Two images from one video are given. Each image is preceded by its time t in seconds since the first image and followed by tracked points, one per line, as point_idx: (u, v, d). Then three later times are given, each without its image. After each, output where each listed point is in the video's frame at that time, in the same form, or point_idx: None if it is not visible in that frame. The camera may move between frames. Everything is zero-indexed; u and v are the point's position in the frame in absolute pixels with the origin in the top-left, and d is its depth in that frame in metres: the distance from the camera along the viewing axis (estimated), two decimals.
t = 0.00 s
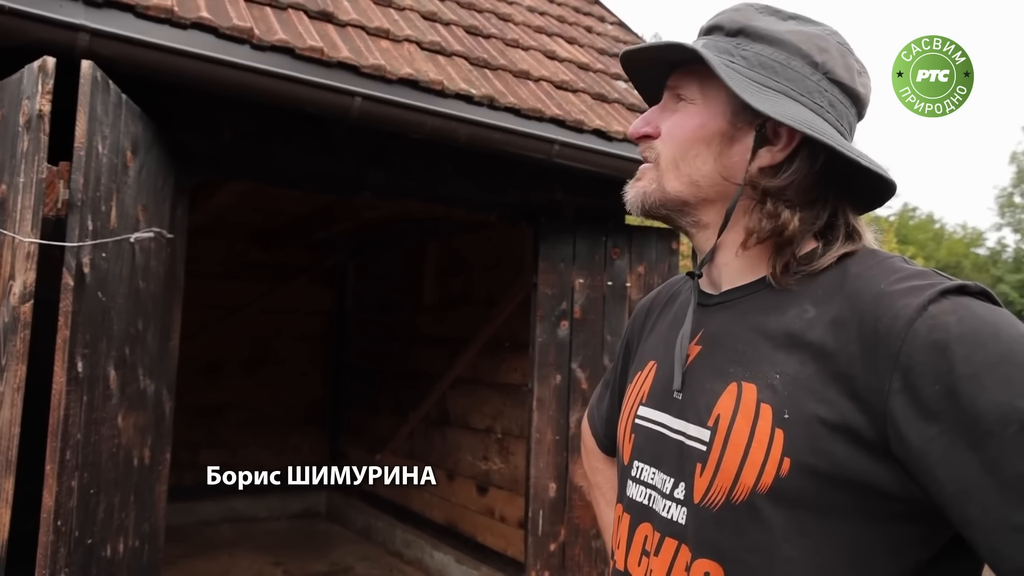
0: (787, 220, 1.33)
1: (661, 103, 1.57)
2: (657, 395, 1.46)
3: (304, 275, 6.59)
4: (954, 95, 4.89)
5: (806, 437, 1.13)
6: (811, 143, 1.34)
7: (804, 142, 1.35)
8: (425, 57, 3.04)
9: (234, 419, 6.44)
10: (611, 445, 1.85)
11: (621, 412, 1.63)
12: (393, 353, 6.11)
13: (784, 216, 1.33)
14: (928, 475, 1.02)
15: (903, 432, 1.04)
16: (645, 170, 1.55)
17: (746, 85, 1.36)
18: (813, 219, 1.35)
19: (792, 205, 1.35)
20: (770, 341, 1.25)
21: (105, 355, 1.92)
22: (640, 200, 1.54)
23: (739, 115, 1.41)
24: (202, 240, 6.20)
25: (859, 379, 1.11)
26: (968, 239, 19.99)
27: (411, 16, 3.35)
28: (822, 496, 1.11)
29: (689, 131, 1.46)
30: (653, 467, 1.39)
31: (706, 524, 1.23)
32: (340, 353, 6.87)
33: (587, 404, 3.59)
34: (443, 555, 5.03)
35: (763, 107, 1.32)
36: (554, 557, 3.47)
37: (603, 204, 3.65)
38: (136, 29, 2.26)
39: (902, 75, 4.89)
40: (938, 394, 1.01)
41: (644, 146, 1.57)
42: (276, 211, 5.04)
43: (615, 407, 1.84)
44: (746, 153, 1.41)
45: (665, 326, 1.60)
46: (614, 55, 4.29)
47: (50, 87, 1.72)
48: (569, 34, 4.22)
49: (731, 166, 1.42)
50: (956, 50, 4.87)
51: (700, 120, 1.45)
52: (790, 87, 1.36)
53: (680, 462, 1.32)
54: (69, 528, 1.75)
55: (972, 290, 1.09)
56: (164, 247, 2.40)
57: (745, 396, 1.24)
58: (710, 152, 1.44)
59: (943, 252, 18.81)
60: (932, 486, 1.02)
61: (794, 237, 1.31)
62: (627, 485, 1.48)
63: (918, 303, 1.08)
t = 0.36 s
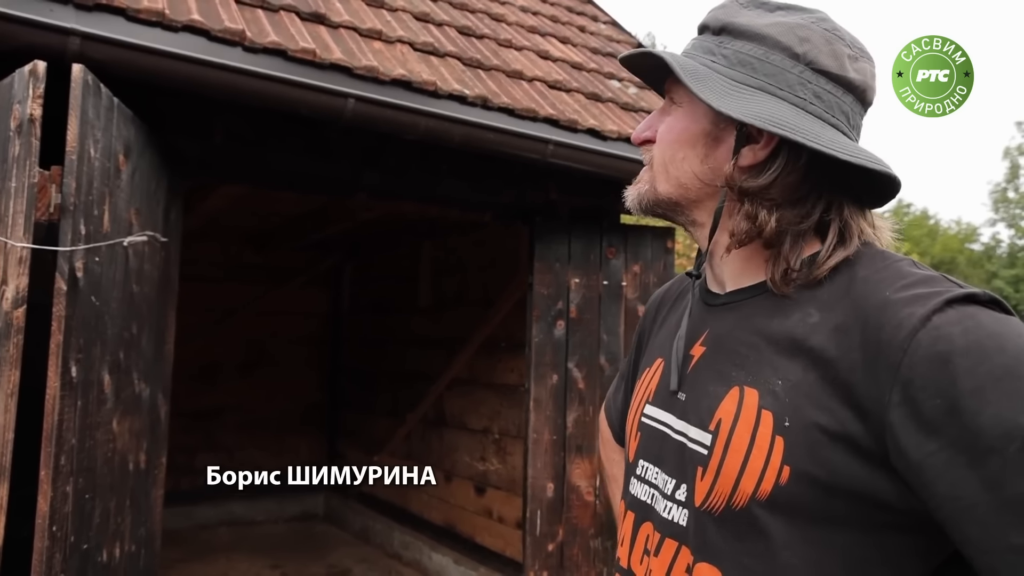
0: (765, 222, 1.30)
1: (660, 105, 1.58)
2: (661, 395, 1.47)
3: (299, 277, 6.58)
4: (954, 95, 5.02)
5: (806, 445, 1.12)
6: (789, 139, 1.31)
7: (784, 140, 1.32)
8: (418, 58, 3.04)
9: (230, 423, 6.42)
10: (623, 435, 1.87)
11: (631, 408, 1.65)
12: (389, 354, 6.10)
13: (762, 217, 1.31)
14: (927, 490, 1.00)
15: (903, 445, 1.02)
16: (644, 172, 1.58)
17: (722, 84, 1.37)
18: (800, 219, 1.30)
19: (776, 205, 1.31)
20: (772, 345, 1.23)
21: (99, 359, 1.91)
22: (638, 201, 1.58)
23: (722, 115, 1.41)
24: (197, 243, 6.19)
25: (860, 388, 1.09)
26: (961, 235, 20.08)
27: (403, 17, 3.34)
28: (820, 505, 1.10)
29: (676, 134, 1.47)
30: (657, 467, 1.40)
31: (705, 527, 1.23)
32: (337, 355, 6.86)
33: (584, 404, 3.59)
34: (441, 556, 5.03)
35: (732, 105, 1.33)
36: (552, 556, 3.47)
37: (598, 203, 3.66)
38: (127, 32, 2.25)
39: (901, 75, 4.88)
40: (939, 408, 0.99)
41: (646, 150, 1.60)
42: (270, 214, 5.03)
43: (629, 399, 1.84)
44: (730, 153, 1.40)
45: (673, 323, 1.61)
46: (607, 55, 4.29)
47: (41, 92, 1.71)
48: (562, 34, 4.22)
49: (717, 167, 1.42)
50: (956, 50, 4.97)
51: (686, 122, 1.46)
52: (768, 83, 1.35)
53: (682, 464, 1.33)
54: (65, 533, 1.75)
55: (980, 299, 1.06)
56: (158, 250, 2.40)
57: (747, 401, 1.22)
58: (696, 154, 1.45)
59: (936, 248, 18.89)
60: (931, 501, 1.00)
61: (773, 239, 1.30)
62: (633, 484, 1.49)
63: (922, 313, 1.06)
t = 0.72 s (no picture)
0: (755, 219, 1.31)
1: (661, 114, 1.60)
2: (666, 387, 1.46)
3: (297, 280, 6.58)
4: (954, 95, 5.05)
5: (807, 442, 1.12)
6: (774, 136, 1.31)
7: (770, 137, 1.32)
8: (414, 59, 3.04)
9: (229, 426, 6.42)
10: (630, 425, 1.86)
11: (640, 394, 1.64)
12: (388, 356, 6.10)
13: (754, 215, 1.31)
14: (930, 488, 1.00)
15: (908, 443, 1.01)
16: (648, 181, 1.59)
17: (707, 87, 1.38)
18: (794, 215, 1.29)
19: (768, 202, 1.31)
20: (777, 341, 1.23)
21: (97, 364, 1.91)
22: (645, 210, 1.59)
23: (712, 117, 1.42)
24: (195, 246, 6.18)
25: (863, 386, 1.08)
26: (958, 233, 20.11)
27: (400, 19, 3.34)
28: (821, 501, 1.11)
29: (673, 138, 1.48)
30: (661, 459, 1.40)
31: (706, 520, 1.24)
32: (336, 357, 6.86)
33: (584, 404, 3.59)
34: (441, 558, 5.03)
35: (714, 105, 1.34)
36: (553, 557, 3.47)
37: (595, 203, 3.66)
38: (122, 35, 2.25)
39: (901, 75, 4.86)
40: (946, 407, 0.98)
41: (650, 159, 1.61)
42: (268, 216, 5.03)
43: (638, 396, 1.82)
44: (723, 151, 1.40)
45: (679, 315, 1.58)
46: (604, 55, 4.29)
47: (37, 96, 1.71)
48: (558, 34, 4.22)
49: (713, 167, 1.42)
50: (956, 52, 5.00)
51: (680, 126, 1.47)
52: (753, 81, 1.35)
53: (686, 458, 1.33)
54: (63, 538, 1.74)
55: (989, 297, 1.05)
56: (155, 254, 2.39)
57: (749, 397, 1.22)
58: (692, 155, 1.45)
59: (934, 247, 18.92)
60: (935, 499, 1.00)
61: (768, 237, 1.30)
62: (639, 472, 1.49)
63: (931, 310, 1.05)
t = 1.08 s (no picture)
0: (748, 222, 1.31)
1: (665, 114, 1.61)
2: (670, 388, 1.44)
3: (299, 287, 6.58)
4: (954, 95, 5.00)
5: (810, 446, 1.11)
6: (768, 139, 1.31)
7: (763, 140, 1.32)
8: (416, 65, 3.04)
9: (231, 433, 6.41)
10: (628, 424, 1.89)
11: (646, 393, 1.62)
12: (391, 362, 6.09)
13: (748, 218, 1.31)
14: (935, 493, 0.99)
15: (911, 448, 1.01)
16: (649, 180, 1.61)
17: (702, 90, 1.39)
18: (789, 216, 1.29)
19: (763, 204, 1.31)
20: (780, 343, 1.22)
21: (100, 372, 1.91)
22: (646, 208, 1.61)
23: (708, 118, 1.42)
24: (196, 253, 6.19)
25: (866, 390, 1.07)
26: (959, 235, 20.07)
27: (400, 25, 3.35)
28: (824, 506, 1.10)
29: (671, 139, 1.50)
30: (666, 461, 1.39)
31: (711, 524, 1.23)
32: (338, 364, 6.85)
33: (587, 409, 3.58)
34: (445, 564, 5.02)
35: (706, 108, 1.34)
36: (557, 564, 3.45)
37: (597, 208, 3.66)
38: (124, 43, 2.25)
39: (903, 75, 4.83)
40: (949, 411, 0.97)
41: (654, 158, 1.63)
42: (269, 223, 5.03)
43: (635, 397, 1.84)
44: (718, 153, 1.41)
45: (681, 314, 1.57)
46: (604, 60, 4.30)
47: (40, 105, 1.71)
48: (559, 39, 4.23)
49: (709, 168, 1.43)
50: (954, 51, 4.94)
51: (678, 127, 1.49)
52: (747, 83, 1.35)
53: (690, 462, 1.31)
54: (67, 547, 1.74)
55: (993, 298, 1.04)
56: (158, 261, 2.40)
57: (753, 401, 1.21)
58: (689, 157, 1.46)
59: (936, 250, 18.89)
60: (940, 504, 0.99)
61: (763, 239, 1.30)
62: (646, 472, 1.48)
63: (934, 313, 1.04)
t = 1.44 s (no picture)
0: (755, 229, 1.32)
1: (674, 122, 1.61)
2: (682, 404, 1.49)
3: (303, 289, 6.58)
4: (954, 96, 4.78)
5: (825, 461, 1.12)
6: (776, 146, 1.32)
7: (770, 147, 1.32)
8: (422, 69, 3.04)
9: (235, 435, 6.41)
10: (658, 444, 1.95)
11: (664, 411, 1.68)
12: (395, 365, 6.09)
13: (755, 226, 1.32)
14: (954, 508, 0.98)
15: (927, 462, 1.00)
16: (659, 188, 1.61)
17: (710, 97, 1.40)
18: (796, 224, 1.30)
19: (769, 212, 1.32)
20: (793, 358, 1.23)
21: (107, 375, 1.91)
22: (656, 216, 1.62)
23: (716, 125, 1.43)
24: (201, 256, 6.20)
25: (881, 404, 1.07)
26: (965, 239, 19.99)
27: (406, 29, 3.35)
28: (842, 522, 1.10)
29: (680, 146, 1.50)
30: (682, 478, 1.41)
31: (726, 542, 1.25)
32: (342, 366, 6.85)
33: (592, 413, 3.57)
34: (448, 568, 5.01)
35: (714, 114, 1.35)
36: (562, 568, 3.44)
37: (602, 211, 3.67)
38: (132, 47, 2.25)
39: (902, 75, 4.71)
40: (964, 424, 0.97)
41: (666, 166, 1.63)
42: (274, 226, 5.04)
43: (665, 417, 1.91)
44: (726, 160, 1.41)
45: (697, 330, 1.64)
46: (609, 64, 4.29)
47: (48, 108, 1.71)
48: (564, 43, 4.23)
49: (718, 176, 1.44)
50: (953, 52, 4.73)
51: (687, 134, 1.49)
52: (756, 89, 1.35)
53: (706, 478, 1.33)
54: (72, 551, 1.73)
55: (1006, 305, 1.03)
56: (165, 265, 2.40)
57: (766, 416, 1.22)
58: (698, 164, 1.47)
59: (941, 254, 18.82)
60: (960, 520, 0.98)
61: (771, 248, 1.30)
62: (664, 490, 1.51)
63: (946, 324, 1.03)
